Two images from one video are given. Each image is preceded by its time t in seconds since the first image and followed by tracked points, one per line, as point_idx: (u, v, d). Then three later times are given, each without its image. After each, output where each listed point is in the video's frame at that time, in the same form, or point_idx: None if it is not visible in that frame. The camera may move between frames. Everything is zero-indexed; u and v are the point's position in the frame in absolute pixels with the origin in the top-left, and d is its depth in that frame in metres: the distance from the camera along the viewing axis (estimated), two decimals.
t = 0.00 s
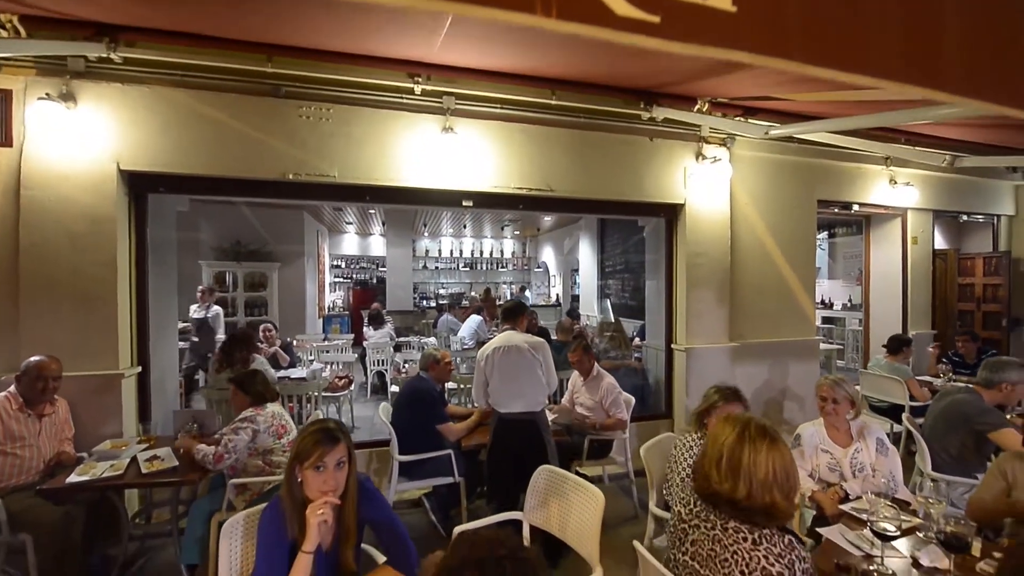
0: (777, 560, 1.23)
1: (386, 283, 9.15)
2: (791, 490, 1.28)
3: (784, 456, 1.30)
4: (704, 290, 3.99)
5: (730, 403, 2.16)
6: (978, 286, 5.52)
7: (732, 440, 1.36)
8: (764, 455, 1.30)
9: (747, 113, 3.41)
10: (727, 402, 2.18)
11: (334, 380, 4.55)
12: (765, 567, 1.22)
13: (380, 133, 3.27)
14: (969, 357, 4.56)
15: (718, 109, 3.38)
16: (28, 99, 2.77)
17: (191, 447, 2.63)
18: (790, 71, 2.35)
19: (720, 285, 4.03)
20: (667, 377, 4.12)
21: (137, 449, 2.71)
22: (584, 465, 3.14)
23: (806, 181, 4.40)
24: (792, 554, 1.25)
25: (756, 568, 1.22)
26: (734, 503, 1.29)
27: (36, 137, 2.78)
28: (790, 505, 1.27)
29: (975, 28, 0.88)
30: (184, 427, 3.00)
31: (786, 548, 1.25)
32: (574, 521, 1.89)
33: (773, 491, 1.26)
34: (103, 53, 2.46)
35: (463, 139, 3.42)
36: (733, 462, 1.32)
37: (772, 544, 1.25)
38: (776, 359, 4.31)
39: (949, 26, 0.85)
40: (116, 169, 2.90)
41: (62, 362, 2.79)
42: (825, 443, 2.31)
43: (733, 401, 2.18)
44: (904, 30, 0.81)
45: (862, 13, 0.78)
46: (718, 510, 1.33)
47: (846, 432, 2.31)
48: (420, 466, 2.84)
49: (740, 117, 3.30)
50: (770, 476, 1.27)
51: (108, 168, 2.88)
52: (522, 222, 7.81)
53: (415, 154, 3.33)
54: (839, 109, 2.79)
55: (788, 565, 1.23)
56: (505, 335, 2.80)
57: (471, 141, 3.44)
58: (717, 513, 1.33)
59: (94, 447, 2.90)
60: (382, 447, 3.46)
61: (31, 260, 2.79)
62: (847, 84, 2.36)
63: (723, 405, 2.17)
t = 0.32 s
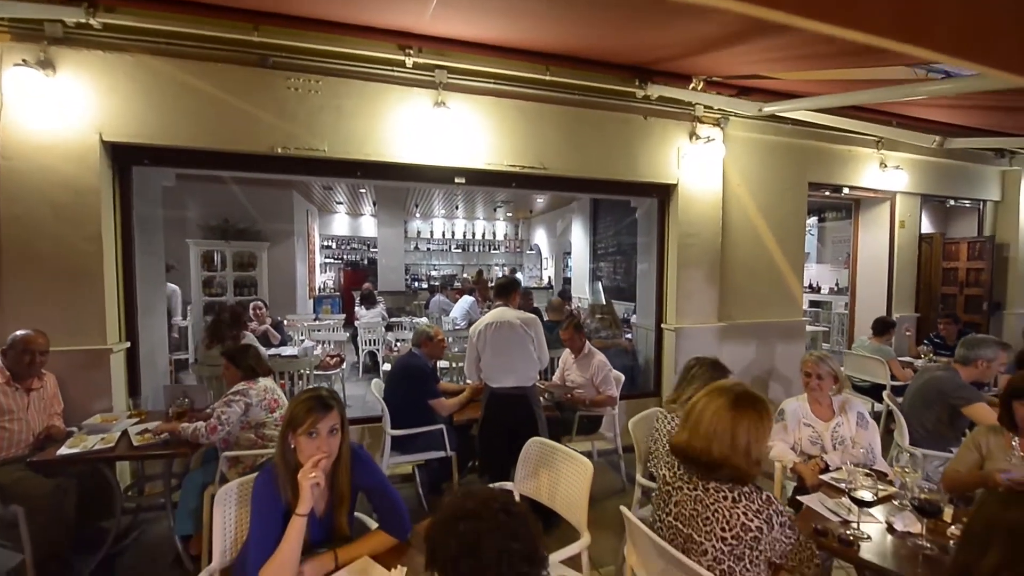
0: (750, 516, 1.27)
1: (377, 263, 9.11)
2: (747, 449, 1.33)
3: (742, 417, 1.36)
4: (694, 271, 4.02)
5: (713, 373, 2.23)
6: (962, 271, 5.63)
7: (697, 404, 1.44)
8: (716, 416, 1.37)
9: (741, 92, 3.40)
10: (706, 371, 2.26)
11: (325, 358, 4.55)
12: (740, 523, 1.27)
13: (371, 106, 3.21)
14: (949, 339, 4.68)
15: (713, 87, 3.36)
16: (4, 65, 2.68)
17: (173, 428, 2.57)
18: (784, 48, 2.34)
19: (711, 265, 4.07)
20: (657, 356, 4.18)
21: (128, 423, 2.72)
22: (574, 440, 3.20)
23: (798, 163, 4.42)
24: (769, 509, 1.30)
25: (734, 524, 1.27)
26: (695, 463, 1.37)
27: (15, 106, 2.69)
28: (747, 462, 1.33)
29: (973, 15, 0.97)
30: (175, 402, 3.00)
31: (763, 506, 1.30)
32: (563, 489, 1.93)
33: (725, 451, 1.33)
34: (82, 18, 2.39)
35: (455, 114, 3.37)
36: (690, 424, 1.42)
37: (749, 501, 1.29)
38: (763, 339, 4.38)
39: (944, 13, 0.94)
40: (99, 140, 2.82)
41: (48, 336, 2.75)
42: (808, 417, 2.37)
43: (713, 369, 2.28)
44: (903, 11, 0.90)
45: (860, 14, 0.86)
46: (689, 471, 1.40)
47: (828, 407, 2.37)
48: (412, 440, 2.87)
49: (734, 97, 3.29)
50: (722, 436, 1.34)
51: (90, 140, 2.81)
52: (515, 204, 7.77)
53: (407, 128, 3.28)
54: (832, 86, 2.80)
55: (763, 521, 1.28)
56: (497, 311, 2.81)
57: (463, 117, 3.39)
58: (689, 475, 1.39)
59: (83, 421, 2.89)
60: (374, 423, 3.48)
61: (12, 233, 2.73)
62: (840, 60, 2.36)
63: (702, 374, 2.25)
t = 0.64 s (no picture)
0: (734, 470, 1.32)
1: (369, 245, 9.05)
2: (728, 408, 1.38)
3: (722, 379, 1.41)
4: (686, 250, 4.04)
5: (662, 342, 2.29)
6: (948, 254, 5.71)
7: (683, 373, 1.51)
8: (697, 380, 1.43)
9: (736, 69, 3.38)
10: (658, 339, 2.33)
11: (318, 337, 4.55)
12: (725, 475, 1.32)
13: (361, 79, 3.15)
14: (934, 320, 4.77)
15: (709, 65, 3.33)
16: None
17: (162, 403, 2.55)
18: (780, 21, 2.32)
19: (702, 245, 4.09)
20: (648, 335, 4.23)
21: (120, 398, 2.72)
22: (566, 416, 3.24)
23: (791, 144, 4.41)
24: (754, 465, 1.34)
25: (721, 478, 1.32)
26: (680, 425, 1.43)
27: None
28: (728, 421, 1.37)
29: None
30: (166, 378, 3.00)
31: (747, 462, 1.34)
32: (552, 455, 1.98)
33: (704, 411, 1.38)
34: None
35: (448, 89, 3.31)
36: (676, 390, 1.49)
37: (735, 457, 1.34)
38: (752, 319, 4.43)
39: None
40: (81, 111, 2.75)
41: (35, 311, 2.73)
42: (794, 391, 2.42)
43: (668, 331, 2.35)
44: None
45: None
46: (678, 433, 1.46)
47: (813, 381, 2.43)
48: (405, 416, 2.90)
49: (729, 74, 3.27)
50: (701, 398, 1.40)
51: (72, 111, 2.73)
52: (508, 185, 7.72)
53: (399, 103, 3.23)
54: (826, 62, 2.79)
55: (747, 475, 1.33)
56: (490, 287, 2.81)
57: (456, 92, 3.34)
58: (678, 436, 1.45)
59: (74, 397, 2.88)
60: (367, 400, 3.50)
61: None
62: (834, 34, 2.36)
63: (654, 342, 2.32)
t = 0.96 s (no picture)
0: (723, 425, 1.36)
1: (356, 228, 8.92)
2: (713, 375, 1.40)
3: (707, 348, 1.43)
4: (674, 230, 4.06)
5: (645, 314, 2.42)
6: (928, 236, 5.82)
7: (670, 344, 1.53)
8: (683, 350, 1.46)
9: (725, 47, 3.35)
10: (640, 311, 2.47)
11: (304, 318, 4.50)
12: (714, 430, 1.35)
13: (345, 52, 3.06)
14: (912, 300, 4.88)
15: (699, 42, 3.30)
16: None
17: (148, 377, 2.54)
18: None
19: (690, 224, 4.11)
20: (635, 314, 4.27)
21: (101, 377, 2.68)
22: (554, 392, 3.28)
23: (777, 125, 4.42)
24: (739, 423, 1.38)
25: (709, 432, 1.35)
26: (669, 392, 1.46)
27: None
28: (715, 386, 1.40)
29: None
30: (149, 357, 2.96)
31: (734, 418, 1.38)
32: (539, 429, 2.00)
33: (691, 377, 1.42)
34: None
35: (434, 63, 3.24)
36: (664, 360, 1.52)
37: (723, 414, 1.38)
38: (736, 299, 4.50)
39: None
40: (51, 81, 2.64)
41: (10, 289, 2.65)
42: (774, 366, 2.48)
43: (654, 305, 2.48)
44: None
45: None
46: (666, 400, 1.49)
47: (794, 355, 2.48)
48: (394, 393, 2.91)
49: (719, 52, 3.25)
50: (688, 366, 1.43)
51: (41, 81, 2.62)
52: (497, 167, 7.64)
53: (385, 76, 3.16)
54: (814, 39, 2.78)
55: (734, 431, 1.36)
56: (477, 264, 2.80)
57: (443, 66, 3.27)
58: (666, 402, 1.48)
59: (54, 377, 2.83)
60: (355, 379, 3.50)
61: None
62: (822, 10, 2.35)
63: (636, 314, 2.47)
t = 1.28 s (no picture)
0: (704, 383, 1.40)
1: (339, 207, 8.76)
2: (694, 339, 1.43)
3: (687, 313, 1.45)
4: (659, 205, 4.07)
5: (652, 295, 2.34)
6: (907, 212, 5.93)
7: (652, 311, 1.55)
8: (665, 317, 1.48)
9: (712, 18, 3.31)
10: (646, 291, 2.38)
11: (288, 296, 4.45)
12: (696, 387, 1.39)
13: (323, 18, 2.95)
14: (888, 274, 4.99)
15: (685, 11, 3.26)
16: None
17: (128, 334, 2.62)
18: None
19: (674, 199, 4.12)
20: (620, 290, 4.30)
21: (79, 354, 2.63)
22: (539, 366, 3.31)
23: (762, 100, 4.42)
24: (720, 381, 1.42)
25: (691, 389, 1.39)
26: (651, 357, 1.49)
27: None
28: (695, 349, 1.43)
29: None
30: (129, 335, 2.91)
31: (714, 377, 1.42)
32: (524, 397, 2.02)
33: (672, 342, 1.44)
34: None
35: (415, 30, 3.14)
36: (646, 327, 1.54)
37: (704, 373, 1.41)
38: (720, 274, 4.55)
39: None
40: (10, 47, 2.50)
41: None
42: (754, 335, 2.53)
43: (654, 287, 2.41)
44: None
45: None
46: (648, 364, 1.52)
47: (773, 324, 2.53)
48: (380, 368, 2.91)
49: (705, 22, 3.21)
50: (669, 333, 1.46)
51: None
52: (483, 144, 7.53)
53: (365, 45, 3.06)
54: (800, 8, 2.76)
55: (715, 388, 1.40)
56: (462, 237, 2.79)
57: (425, 35, 3.17)
58: (648, 367, 1.51)
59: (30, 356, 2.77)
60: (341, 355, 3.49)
61: None
62: None
63: (642, 294, 2.37)
